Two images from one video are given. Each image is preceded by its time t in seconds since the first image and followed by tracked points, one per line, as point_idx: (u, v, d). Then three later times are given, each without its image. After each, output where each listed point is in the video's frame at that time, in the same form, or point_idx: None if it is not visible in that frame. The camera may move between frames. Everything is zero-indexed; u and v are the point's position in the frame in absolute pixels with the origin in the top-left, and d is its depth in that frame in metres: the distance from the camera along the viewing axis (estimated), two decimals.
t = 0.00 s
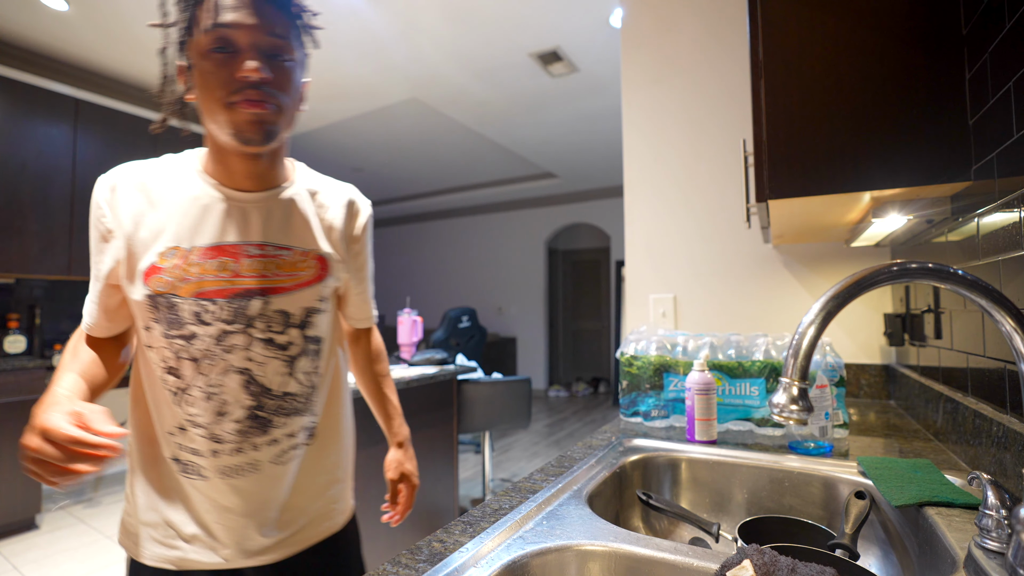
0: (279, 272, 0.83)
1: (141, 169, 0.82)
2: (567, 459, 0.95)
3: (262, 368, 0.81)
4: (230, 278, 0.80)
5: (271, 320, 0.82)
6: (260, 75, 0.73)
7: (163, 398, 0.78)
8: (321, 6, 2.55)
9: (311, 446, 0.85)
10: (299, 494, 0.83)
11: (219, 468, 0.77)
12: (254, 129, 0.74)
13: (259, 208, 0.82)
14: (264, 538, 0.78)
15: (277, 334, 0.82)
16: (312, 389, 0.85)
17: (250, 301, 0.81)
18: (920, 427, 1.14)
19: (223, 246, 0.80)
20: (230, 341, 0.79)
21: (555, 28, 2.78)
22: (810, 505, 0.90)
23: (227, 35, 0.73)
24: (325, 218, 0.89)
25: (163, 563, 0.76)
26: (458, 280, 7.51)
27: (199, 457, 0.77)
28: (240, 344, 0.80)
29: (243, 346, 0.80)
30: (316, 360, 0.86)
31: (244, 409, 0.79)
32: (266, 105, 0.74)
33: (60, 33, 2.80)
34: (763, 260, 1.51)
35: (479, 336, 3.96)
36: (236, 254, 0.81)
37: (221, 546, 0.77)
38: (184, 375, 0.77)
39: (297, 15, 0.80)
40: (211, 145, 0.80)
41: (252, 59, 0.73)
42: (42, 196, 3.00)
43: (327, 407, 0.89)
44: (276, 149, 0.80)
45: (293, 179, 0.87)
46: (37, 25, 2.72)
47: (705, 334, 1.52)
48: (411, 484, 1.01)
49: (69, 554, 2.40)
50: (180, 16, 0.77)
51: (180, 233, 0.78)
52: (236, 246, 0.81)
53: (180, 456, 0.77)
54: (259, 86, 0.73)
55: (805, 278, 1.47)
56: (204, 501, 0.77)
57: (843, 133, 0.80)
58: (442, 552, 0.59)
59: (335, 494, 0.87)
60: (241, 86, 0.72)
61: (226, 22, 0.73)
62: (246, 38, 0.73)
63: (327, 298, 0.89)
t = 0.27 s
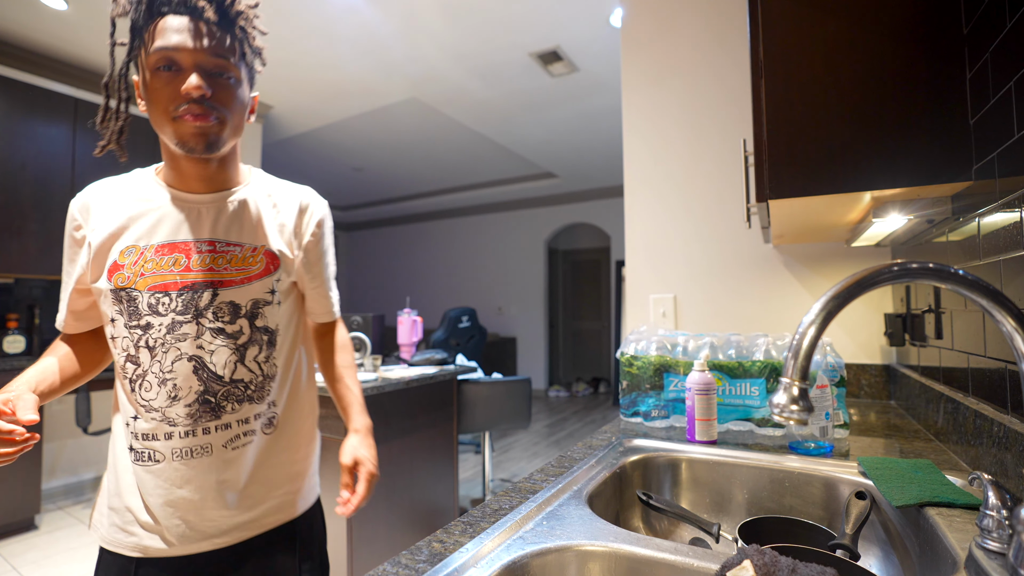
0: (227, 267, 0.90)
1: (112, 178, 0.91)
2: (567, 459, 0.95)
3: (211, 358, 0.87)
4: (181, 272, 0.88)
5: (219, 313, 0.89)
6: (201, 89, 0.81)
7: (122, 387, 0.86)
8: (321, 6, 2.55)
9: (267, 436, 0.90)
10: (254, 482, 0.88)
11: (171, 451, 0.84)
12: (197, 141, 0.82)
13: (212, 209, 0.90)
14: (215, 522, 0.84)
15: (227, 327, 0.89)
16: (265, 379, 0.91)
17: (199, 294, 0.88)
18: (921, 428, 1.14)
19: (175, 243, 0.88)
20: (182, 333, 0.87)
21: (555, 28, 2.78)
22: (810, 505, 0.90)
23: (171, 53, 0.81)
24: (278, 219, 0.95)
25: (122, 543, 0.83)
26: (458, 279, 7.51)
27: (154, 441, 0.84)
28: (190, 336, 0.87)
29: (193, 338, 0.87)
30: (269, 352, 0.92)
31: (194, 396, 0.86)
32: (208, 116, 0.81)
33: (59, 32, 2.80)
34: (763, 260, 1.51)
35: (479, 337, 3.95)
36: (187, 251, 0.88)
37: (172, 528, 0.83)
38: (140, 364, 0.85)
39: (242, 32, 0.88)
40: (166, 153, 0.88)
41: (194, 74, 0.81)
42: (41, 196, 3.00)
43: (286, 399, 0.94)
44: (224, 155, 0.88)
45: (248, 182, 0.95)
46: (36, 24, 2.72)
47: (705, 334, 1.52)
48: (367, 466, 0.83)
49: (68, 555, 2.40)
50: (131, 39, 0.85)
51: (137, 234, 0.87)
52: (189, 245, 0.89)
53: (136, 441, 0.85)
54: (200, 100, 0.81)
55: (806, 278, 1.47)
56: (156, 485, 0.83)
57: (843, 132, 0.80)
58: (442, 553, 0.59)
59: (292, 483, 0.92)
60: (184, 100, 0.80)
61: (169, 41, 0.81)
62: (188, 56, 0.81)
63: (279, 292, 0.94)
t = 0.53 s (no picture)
0: (234, 263, 0.96)
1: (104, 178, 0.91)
2: (567, 460, 0.95)
3: (221, 345, 0.93)
4: (192, 267, 0.93)
5: (228, 304, 0.94)
6: (218, 108, 0.86)
7: (127, 378, 0.87)
8: (321, 6, 2.55)
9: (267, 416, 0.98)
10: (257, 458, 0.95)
11: (186, 433, 0.88)
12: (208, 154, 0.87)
13: (212, 209, 0.95)
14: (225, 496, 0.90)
15: (235, 316, 0.95)
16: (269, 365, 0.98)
17: (209, 287, 0.93)
18: (922, 428, 1.14)
19: (187, 241, 0.93)
20: (193, 322, 0.91)
21: (555, 28, 2.78)
22: (810, 506, 0.90)
23: (191, 71, 0.85)
24: (268, 216, 1.02)
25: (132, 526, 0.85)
26: (458, 279, 7.51)
27: (165, 427, 0.87)
28: (201, 325, 0.92)
29: (205, 326, 0.92)
30: (271, 340, 1.00)
31: (206, 381, 0.91)
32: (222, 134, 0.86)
33: (59, 32, 2.80)
34: (764, 260, 1.51)
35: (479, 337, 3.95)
36: (198, 248, 0.93)
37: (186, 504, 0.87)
38: (152, 353, 0.88)
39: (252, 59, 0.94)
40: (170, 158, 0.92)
41: (212, 93, 0.86)
42: (40, 196, 3.00)
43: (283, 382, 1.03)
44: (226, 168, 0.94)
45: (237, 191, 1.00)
46: (36, 24, 2.72)
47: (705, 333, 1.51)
48: (359, 432, 1.02)
49: (67, 556, 2.39)
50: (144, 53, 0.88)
51: (146, 231, 0.90)
52: (198, 241, 0.93)
53: (145, 429, 0.86)
54: (216, 119, 0.86)
55: (806, 278, 1.47)
56: (170, 467, 0.87)
57: (843, 132, 0.79)
58: (442, 553, 0.58)
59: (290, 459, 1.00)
60: (201, 116, 0.85)
61: (188, 61, 0.84)
62: (207, 77, 0.86)
63: (278, 285, 1.02)
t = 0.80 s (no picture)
0: (268, 266, 1.06)
1: (150, 187, 1.00)
2: (568, 460, 0.95)
3: (255, 340, 1.02)
4: (232, 267, 1.02)
5: (263, 302, 1.05)
6: (268, 130, 0.97)
7: (170, 365, 0.94)
8: (321, 6, 2.56)
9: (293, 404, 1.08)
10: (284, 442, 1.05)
11: (221, 418, 0.96)
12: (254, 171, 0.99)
13: (248, 218, 1.06)
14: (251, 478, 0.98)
15: (267, 314, 1.05)
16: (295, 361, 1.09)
17: (244, 287, 1.03)
18: (922, 428, 1.14)
19: (228, 244, 1.02)
20: (232, 318, 1.00)
21: (555, 28, 2.78)
22: (811, 505, 0.90)
23: (245, 98, 0.95)
24: (297, 241, 1.14)
25: (162, 505, 0.91)
26: (458, 279, 7.51)
27: (204, 412, 0.95)
28: (238, 321, 1.01)
29: (241, 322, 1.01)
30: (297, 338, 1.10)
31: (241, 371, 1.00)
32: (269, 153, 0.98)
33: (59, 32, 2.80)
34: (764, 260, 1.51)
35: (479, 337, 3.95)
36: (238, 250, 1.03)
37: (217, 485, 0.95)
38: (194, 344, 0.96)
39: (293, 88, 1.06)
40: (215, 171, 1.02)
41: (262, 117, 0.96)
42: (40, 196, 3.00)
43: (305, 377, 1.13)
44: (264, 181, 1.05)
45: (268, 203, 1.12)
46: (35, 23, 2.72)
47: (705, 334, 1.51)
48: (374, 435, 1.23)
49: (66, 556, 2.39)
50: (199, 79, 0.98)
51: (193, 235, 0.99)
52: (237, 245, 1.03)
53: (184, 414, 0.93)
54: (265, 140, 0.97)
55: (806, 279, 1.47)
56: (206, 449, 0.94)
57: (843, 132, 0.79)
58: (443, 553, 0.58)
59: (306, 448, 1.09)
60: (252, 139, 0.96)
61: (242, 88, 0.95)
62: (258, 103, 0.96)
63: (302, 290, 1.13)
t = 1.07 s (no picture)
0: (311, 276, 1.21)
1: (211, 197, 1.16)
2: (568, 460, 0.95)
3: (298, 341, 1.18)
4: (283, 276, 1.17)
5: (305, 310, 1.20)
6: (315, 149, 1.13)
7: (227, 360, 1.10)
8: (321, 6, 2.56)
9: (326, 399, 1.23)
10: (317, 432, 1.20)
11: (268, 408, 1.11)
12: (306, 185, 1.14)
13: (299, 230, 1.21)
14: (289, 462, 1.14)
15: (308, 319, 1.20)
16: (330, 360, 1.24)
17: (291, 294, 1.18)
18: (922, 428, 1.14)
19: (280, 255, 1.17)
20: (279, 321, 1.16)
21: (555, 28, 2.78)
22: (812, 506, 0.90)
23: (295, 124, 1.13)
24: (337, 257, 1.31)
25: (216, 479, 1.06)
26: (458, 279, 7.51)
27: (253, 401, 1.10)
28: (284, 324, 1.16)
29: (287, 325, 1.17)
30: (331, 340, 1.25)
31: (286, 367, 1.15)
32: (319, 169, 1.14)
33: (58, 31, 2.80)
34: (765, 260, 1.51)
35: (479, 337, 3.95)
36: (288, 262, 1.18)
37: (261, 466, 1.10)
38: (247, 343, 1.11)
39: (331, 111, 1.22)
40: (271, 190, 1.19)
41: (310, 138, 1.14)
42: (40, 196, 3.00)
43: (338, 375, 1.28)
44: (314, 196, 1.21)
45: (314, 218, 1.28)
46: (35, 23, 2.72)
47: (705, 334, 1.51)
48: (374, 434, 1.39)
49: (66, 556, 2.40)
50: (255, 112, 1.16)
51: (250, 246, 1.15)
52: (287, 257, 1.18)
53: (238, 402, 1.09)
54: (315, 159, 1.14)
55: (807, 279, 1.46)
56: (254, 433, 1.10)
57: (844, 132, 0.79)
58: (442, 554, 0.58)
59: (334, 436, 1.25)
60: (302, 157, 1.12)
61: (292, 116, 1.12)
62: (306, 126, 1.14)
63: (336, 298, 1.29)
